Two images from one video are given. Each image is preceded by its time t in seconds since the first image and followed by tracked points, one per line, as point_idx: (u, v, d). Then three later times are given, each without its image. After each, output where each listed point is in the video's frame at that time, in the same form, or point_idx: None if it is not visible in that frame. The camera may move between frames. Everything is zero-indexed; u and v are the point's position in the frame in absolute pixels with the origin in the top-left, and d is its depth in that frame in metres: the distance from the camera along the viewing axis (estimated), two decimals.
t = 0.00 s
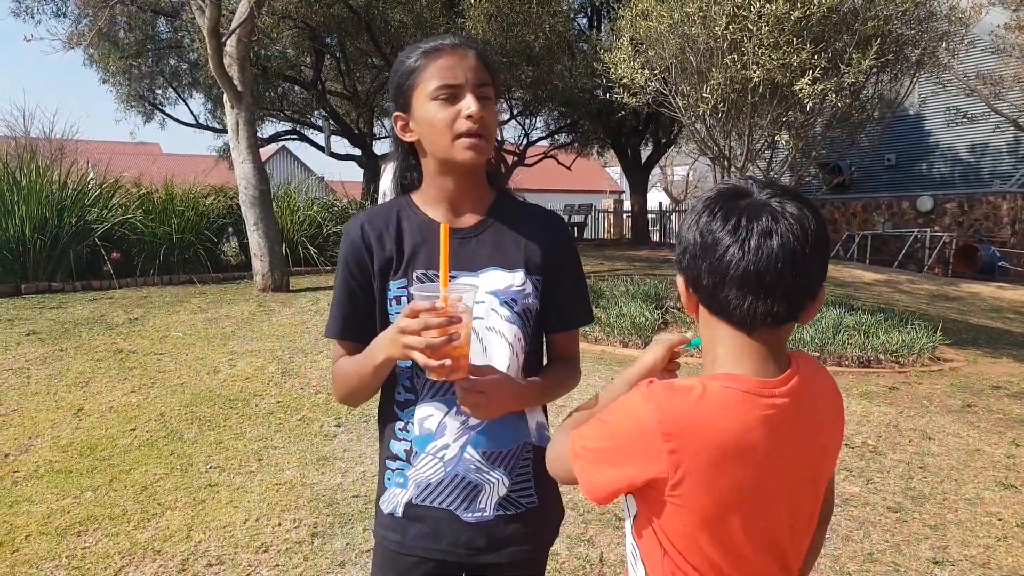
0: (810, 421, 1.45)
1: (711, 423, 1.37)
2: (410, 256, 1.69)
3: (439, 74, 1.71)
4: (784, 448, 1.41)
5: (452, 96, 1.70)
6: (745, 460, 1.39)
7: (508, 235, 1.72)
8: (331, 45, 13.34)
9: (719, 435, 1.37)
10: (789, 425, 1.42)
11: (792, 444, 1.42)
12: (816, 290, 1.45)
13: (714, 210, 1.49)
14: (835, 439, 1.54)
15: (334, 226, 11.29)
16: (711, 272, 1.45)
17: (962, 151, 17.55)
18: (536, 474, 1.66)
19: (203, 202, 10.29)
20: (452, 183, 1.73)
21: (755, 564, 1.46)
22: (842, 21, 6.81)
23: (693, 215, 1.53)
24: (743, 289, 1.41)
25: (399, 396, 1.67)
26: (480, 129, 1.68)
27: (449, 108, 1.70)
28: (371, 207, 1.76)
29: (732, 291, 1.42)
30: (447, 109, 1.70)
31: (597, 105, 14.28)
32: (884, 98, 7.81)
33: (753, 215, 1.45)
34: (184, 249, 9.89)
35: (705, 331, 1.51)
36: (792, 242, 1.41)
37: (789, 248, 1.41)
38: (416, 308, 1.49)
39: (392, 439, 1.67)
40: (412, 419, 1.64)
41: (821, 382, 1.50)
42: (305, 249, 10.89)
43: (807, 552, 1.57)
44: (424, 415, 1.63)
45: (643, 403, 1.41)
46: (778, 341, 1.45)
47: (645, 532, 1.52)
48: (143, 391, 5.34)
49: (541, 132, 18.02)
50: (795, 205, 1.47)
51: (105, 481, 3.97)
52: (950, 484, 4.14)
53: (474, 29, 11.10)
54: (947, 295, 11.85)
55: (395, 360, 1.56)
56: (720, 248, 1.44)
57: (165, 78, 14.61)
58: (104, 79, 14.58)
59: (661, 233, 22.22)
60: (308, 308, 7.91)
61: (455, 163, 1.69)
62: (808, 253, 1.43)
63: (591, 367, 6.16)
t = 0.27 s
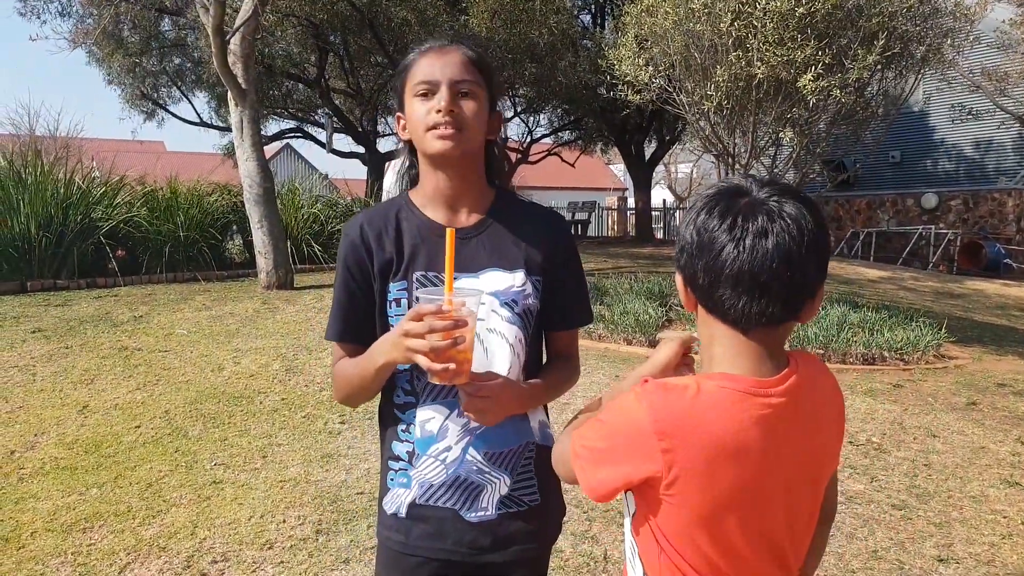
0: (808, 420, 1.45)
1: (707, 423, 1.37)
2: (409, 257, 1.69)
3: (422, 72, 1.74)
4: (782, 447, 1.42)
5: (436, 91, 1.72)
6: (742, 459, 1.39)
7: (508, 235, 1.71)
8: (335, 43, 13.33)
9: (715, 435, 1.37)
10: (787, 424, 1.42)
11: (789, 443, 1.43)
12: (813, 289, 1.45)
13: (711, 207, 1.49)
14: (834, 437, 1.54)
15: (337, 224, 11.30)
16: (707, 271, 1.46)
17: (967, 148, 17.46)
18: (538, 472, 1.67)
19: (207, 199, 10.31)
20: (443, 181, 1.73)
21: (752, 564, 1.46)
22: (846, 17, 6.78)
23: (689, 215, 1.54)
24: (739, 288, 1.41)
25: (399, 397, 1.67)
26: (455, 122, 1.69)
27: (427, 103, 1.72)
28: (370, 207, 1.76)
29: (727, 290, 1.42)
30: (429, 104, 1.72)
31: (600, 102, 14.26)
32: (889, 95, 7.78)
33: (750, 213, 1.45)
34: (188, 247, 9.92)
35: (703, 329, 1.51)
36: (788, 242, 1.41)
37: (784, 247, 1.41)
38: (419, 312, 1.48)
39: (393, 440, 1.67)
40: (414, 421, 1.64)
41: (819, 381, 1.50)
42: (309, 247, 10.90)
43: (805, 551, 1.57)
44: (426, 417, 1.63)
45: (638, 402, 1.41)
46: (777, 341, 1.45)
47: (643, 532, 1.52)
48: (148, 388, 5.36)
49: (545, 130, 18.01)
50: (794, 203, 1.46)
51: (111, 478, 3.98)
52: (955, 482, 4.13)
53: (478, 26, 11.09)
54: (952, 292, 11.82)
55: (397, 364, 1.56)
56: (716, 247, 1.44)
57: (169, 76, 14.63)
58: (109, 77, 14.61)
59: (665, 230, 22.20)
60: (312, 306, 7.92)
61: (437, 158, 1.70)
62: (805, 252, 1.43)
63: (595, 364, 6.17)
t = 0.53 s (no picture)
0: (812, 419, 1.45)
1: (713, 424, 1.37)
2: (411, 252, 1.69)
3: (419, 70, 1.75)
4: (787, 446, 1.42)
5: (432, 88, 1.72)
6: (748, 460, 1.39)
7: (511, 233, 1.72)
8: (338, 41, 13.33)
9: (721, 437, 1.38)
10: (792, 423, 1.42)
11: (794, 442, 1.43)
12: (812, 285, 1.45)
13: (706, 205, 1.50)
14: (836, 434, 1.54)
15: (340, 222, 11.30)
16: (703, 270, 1.46)
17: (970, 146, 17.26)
18: (539, 473, 1.67)
19: (211, 197, 10.32)
20: (444, 179, 1.74)
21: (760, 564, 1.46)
22: (850, 15, 6.77)
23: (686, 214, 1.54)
24: (738, 287, 1.42)
25: (400, 395, 1.68)
26: (447, 118, 1.69)
27: (422, 100, 1.72)
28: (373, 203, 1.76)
29: (726, 290, 1.43)
30: (425, 101, 1.72)
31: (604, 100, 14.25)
32: (893, 92, 7.77)
33: (745, 211, 1.45)
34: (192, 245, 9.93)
35: (702, 329, 1.51)
36: (784, 239, 1.41)
37: (781, 244, 1.41)
38: (420, 306, 1.48)
39: (395, 437, 1.67)
40: (415, 418, 1.65)
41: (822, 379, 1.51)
42: (313, 245, 10.92)
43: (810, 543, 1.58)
44: (427, 414, 1.64)
45: (643, 405, 1.42)
46: (779, 338, 1.45)
47: (649, 535, 1.53)
48: (152, 386, 5.37)
49: (548, 127, 18.00)
50: (789, 200, 1.47)
51: (116, 476, 4.00)
52: (959, 479, 4.12)
53: (481, 24, 11.08)
54: (956, 290, 11.79)
55: (399, 359, 1.56)
56: (713, 246, 1.45)
57: (172, 74, 14.64)
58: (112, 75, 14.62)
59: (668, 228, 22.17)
60: (315, 304, 7.93)
61: (434, 155, 1.70)
62: (803, 249, 1.43)
63: (599, 362, 6.17)
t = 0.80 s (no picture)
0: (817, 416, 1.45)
1: (718, 420, 1.38)
2: (416, 247, 1.70)
3: (431, 63, 1.74)
4: (792, 444, 1.42)
5: (444, 82, 1.72)
6: (754, 458, 1.39)
7: (517, 229, 1.71)
8: (342, 38, 13.33)
9: (727, 434, 1.38)
10: (796, 419, 1.42)
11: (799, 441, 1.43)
12: (815, 282, 1.45)
13: (709, 201, 1.50)
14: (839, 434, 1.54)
15: (344, 220, 11.31)
16: (707, 266, 1.46)
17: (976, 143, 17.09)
18: (543, 469, 1.67)
19: (215, 194, 10.34)
20: (451, 174, 1.74)
21: (764, 563, 1.46)
22: (855, 11, 6.74)
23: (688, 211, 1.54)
24: (743, 284, 1.42)
25: (405, 390, 1.68)
26: (463, 115, 1.69)
27: (433, 94, 1.72)
28: (380, 197, 1.77)
29: (731, 286, 1.43)
30: (436, 96, 1.72)
31: (607, 97, 14.23)
32: (898, 89, 7.74)
33: (749, 207, 1.45)
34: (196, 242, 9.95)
35: (705, 326, 1.51)
36: (789, 233, 1.42)
37: (785, 240, 1.41)
38: (426, 296, 1.50)
39: (399, 432, 1.68)
40: (420, 413, 1.65)
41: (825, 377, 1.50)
42: (316, 242, 10.92)
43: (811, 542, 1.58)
44: (432, 409, 1.64)
45: (649, 402, 1.42)
46: (784, 334, 1.45)
47: (653, 534, 1.52)
48: (156, 383, 5.38)
49: (552, 125, 17.98)
50: (791, 194, 1.47)
51: (121, 472, 4.01)
52: (964, 477, 4.11)
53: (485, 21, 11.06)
54: (961, 288, 11.76)
55: (404, 352, 1.56)
56: (716, 241, 1.45)
57: (176, 71, 14.65)
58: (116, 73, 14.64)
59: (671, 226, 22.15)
60: (319, 301, 7.94)
61: (444, 151, 1.71)
62: (808, 244, 1.43)
63: (603, 360, 6.16)
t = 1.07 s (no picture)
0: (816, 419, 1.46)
1: (717, 421, 1.38)
2: (426, 241, 1.71)
3: (456, 60, 1.73)
4: (790, 446, 1.42)
5: (467, 82, 1.71)
6: (752, 459, 1.40)
7: (527, 229, 1.71)
8: (344, 38, 13.33)
9: (726, 436, 1.38)
10: (794, 421, 1.42)
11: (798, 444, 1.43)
12: (817, 285, 1.45)
13: (712, 202, 1.50)
14: (838, 438, 1.55)
15: (346, 220, 11.31)
16: (710, 268, 1.46)
17: (980, 141, 17.04)
18: (539, 467, 1.66)
19: (218, 194, 10.34)
20: (464, 172, 1.74)
21: (761, 567, 1.46)
22: (858, 10, 6.73)
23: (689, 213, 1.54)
24: (744, 286, 1.42)
25: (405, 380, 1.69)
26: (484, 117, 1.70)
27: (455, 93, 1.72)
28: (395, 184, 1.77)
29: (733, 289, 1.43)
30: (458, 94, 1.72)
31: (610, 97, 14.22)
32: (901, 88, 7.72)
33: (752, 208, 1.45)
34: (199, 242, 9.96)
35: (706, 328, 1.51)
36: (792, 235, 1.41)
37: (788, 242, 1.41)
38: (422, 302, 1.50)
39: (397, 420, 1.69)
40: (418, 403, 1.66)
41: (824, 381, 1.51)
42: (318, 242, 10.93)
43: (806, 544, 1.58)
44: (430, 401, 1.65)
45: (649, 403, 1.42)
46: (786, 337, 1.45)
47: (650, 537, 1.52)
48: (159, 383, 5.39)
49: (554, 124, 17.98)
50: (796, 197, 1.47)
51: (124, 472, 4.01)
52: (966, 477, 4.11)
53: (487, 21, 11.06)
54: (964, 287, 11.74)
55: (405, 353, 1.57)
56: (719, 243, 1.45)
57: (179, 71, 14.66)
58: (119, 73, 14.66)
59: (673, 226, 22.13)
60: (321, 301, 7.94)
61: (461, 149, 1.71)
62: (811, 246, 1.43)
63: (605, 359, 6.16)
